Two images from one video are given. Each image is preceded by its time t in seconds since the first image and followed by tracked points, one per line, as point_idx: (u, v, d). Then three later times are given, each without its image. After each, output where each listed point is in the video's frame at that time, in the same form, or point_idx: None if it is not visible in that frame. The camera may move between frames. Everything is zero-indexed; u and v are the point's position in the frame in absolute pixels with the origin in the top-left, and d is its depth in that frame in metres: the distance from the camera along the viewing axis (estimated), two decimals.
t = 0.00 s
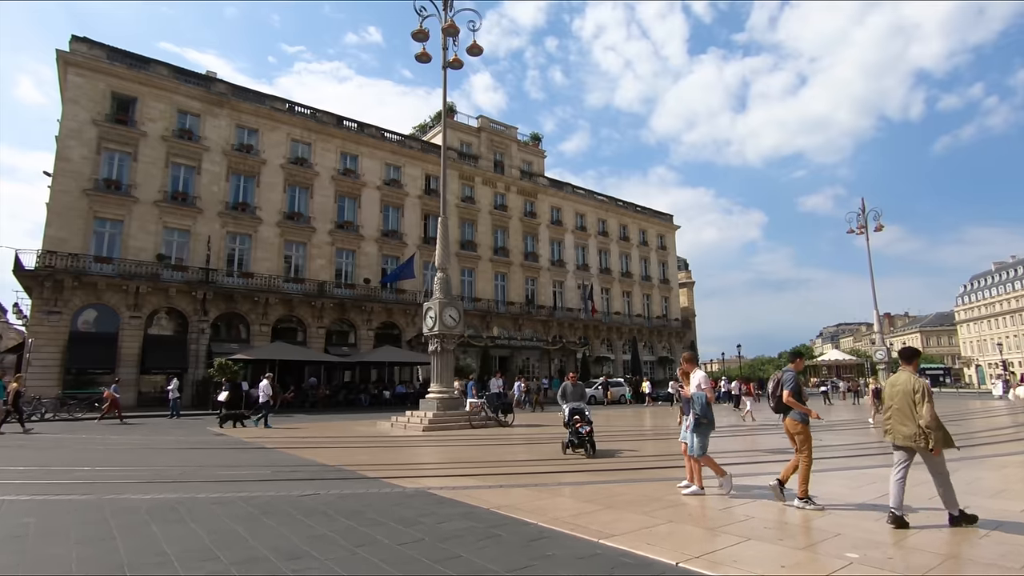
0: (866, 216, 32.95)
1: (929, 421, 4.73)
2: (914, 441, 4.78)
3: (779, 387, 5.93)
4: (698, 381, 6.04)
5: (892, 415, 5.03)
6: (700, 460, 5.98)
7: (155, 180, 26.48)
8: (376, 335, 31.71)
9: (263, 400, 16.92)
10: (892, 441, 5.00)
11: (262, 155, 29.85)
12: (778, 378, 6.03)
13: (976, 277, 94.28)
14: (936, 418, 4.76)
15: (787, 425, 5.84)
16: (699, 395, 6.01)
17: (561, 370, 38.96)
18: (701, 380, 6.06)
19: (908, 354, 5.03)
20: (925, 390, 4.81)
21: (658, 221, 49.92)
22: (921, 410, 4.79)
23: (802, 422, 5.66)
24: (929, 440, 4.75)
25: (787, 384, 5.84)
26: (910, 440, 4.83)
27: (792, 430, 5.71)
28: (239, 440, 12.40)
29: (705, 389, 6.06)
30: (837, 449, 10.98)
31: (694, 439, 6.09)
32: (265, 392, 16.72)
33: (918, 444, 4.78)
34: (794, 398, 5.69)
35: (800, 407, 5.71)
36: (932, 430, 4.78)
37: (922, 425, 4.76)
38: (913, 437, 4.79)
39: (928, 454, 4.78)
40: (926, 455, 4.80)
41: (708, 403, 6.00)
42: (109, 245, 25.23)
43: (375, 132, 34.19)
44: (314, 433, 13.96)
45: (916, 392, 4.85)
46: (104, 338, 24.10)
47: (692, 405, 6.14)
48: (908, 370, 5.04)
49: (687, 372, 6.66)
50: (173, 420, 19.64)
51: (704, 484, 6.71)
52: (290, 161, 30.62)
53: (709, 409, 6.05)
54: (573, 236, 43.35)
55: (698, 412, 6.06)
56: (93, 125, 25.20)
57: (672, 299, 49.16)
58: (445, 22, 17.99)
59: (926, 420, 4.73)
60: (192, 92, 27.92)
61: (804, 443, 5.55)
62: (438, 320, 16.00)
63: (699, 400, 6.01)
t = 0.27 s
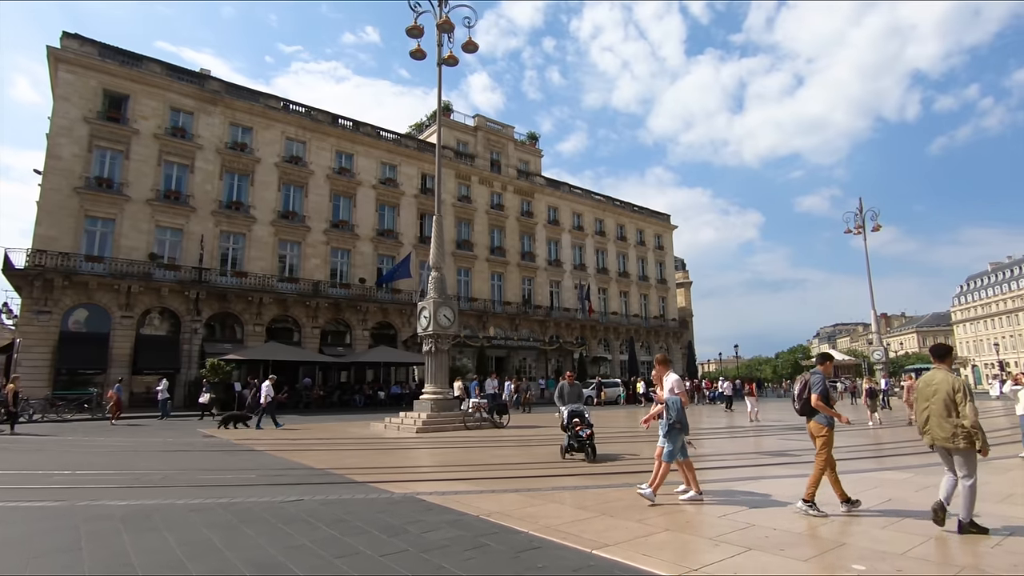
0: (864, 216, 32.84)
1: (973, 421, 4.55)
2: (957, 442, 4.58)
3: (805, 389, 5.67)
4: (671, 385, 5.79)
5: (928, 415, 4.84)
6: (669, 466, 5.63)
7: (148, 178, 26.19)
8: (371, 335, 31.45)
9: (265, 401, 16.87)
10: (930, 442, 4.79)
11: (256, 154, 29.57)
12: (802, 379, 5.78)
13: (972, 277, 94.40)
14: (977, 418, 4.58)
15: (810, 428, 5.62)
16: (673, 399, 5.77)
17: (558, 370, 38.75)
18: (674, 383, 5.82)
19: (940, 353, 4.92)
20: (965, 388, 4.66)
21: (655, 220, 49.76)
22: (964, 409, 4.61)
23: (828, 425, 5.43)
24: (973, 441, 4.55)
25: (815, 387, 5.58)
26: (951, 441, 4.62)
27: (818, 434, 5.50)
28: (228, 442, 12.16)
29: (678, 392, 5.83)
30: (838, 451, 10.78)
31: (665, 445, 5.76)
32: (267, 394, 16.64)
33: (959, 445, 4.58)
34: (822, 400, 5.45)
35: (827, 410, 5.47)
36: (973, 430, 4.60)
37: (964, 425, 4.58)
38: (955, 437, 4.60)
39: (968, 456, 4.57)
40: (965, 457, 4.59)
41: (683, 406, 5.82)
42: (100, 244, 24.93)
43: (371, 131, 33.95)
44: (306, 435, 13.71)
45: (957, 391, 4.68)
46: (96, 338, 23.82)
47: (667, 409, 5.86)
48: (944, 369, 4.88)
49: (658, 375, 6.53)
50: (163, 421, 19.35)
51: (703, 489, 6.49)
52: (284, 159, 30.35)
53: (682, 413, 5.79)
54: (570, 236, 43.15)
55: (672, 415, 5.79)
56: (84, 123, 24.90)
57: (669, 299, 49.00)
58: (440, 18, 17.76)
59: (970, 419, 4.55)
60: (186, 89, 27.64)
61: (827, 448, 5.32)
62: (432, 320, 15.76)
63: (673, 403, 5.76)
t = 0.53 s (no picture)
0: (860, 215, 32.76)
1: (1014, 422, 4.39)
2: (997, 443, 4.42)
3: (832, 386, 5.50)
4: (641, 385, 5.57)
5: (962, 415, 4.68)
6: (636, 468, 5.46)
7: (138, 175, 25.86)
8: (366, 335, 31.17)
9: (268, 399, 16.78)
10: (965, 444, 4.62)
11: (249, 151, 29.25)
12: (829, 377, 5.61)
13: (967, 278, 94.68)
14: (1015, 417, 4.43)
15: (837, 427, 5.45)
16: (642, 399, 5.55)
17: (554, 370, 38.53)
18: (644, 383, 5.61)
19: (972, 352, 4.78)
20: (1003, 388, 4.50)
21: (651, 220, 49.62)
22: (1004, 409, 4.45)
23: (856, 426, 5.28)
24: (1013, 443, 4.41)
25: (842, 384, 5.40)
26: (989, 444, 4.45)
27: (846, 434, 5.34)
28: (216, 443, 11.90)
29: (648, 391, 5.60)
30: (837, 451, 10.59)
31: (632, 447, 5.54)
32: (270, 393, 16.54)
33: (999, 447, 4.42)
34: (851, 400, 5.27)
35: (857, 409, 5.31)
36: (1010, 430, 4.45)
37: (1005, 426, 4.42)
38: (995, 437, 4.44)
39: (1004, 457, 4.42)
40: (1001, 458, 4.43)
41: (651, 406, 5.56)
42: (90, 242, 24.58)
43: (366, 129, 33.67)
44: (296, 436, 13.46)
45: (995, 390, 4.52)
46: (85, 337, 23.48)
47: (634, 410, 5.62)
48: (978, 367, 4.71)
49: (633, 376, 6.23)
50: (153, 422, 19.05)
51: (703, 492, 6.26)
52: (277, 157, 30.04)
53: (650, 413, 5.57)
54: (566, 235, 42.95)
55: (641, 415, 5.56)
56: (73, 119, 24.56)
57: (665, 298, 48.86)
58: (434, 13, 17.53)
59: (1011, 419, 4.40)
60: (177, 86, 27.31)
61: (864, 449, 5.20)
62: (425, 319, 15.53)
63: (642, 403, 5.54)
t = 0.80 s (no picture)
0: (852, 216, 32.80)
1: None
2: None
3: (861, 391, 5.29)
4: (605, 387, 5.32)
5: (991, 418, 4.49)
6: (596, 475, 5.18)
7: (124, 172, 25.43)
8: (357, 335, 30.85)
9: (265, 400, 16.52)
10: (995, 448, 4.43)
11: (238, 149, 28.85)
12: (857, 381, 5.40)
13: (957, 278, 95.33)
14: None
15: (863, 433, 5.25)
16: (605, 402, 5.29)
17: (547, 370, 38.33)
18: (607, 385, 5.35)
19: (1000, 353, 4.61)
20: None
21: (645, 220, 49.52)
22: None
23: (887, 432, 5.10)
24: None
25: (873, 390, 5.21)
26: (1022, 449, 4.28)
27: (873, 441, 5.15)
28: (199, 445, 11.59)
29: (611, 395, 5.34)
30: (833, 453, 10.42)
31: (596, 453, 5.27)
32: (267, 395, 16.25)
33: None
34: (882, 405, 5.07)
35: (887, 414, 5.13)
36: None
37: None
38: None
39: None
40: None
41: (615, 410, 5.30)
42: (74, 240, 24.15)
43: (357, 127, 33.34)
44: (283, 438, 13.17)
45: None
46: (70, 337, 23.07)
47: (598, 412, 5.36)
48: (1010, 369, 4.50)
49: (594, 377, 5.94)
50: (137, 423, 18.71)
51: (698, 498, 6.05)
52: (267, 155, 29.66)
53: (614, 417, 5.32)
54: (559, 235, 42.76)
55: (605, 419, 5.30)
56: (57, 115, 24.10)
57: (659, 298, 48.77)
58: (425, 8, 17.28)
59: None
60: (164, 82, 26.89)
61: (894, 456, 5.02)
62: (415, 318, 15.27)
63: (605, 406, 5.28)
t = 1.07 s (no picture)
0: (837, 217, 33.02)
1: None
2: None
3: (884, 387, 5.17)
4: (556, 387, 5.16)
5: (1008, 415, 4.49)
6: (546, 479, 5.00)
7: (102, 168, 24.84)
8: (342, 334, 30.45)
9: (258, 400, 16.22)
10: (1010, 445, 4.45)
11: (220, 145, 28.34)
12: (881, 377, 5.25)
13: (939, 279, 96.74)
14: None
15: (889, 430, 5.14)
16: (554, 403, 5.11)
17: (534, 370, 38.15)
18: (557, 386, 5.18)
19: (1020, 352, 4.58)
20: None
21: (632, 220, 49.55)
22: None
23: (913, 430, 4.96)
24: None
25: (898, 385, 5.07)
26: None
27: (899, 438, 5.02)
28: (175, 447, 11.25)
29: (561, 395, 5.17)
30: (821, 453, 10.34)
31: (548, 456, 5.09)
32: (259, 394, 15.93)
33: None
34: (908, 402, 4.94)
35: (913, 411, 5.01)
36: None
37: None
38: None
39: None
40: None
41: (564, 410, 5.11)
42: (50, 237, 23.53)
43: (343, 124, 32.94)
44: (263, 439, 12.86)
45: None
46: (45, 336, 22.47)
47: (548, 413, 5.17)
48: None
49: (543, 374, 5.70)
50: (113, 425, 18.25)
51: (687, 500, 5.89)
52: (250, 151, 29.16)
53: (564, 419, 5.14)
54: (547, 234, 42.62)
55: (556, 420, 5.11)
56: (32, 108, 23.47)
57: (646, 298, 48.83)
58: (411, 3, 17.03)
59: None
60: (144, 76, 26.32)
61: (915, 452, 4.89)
62: (400, 317, 15.00)
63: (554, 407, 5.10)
